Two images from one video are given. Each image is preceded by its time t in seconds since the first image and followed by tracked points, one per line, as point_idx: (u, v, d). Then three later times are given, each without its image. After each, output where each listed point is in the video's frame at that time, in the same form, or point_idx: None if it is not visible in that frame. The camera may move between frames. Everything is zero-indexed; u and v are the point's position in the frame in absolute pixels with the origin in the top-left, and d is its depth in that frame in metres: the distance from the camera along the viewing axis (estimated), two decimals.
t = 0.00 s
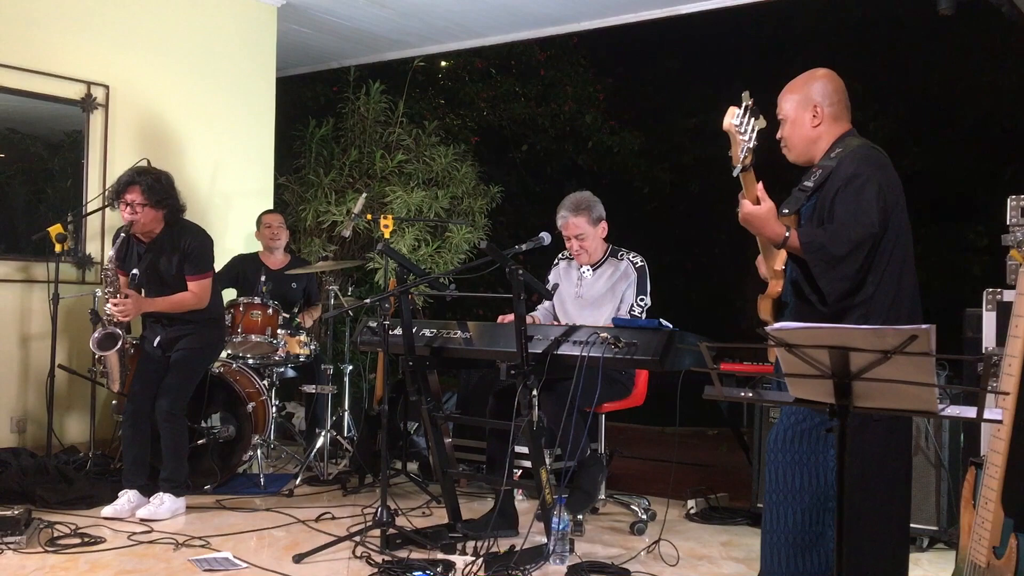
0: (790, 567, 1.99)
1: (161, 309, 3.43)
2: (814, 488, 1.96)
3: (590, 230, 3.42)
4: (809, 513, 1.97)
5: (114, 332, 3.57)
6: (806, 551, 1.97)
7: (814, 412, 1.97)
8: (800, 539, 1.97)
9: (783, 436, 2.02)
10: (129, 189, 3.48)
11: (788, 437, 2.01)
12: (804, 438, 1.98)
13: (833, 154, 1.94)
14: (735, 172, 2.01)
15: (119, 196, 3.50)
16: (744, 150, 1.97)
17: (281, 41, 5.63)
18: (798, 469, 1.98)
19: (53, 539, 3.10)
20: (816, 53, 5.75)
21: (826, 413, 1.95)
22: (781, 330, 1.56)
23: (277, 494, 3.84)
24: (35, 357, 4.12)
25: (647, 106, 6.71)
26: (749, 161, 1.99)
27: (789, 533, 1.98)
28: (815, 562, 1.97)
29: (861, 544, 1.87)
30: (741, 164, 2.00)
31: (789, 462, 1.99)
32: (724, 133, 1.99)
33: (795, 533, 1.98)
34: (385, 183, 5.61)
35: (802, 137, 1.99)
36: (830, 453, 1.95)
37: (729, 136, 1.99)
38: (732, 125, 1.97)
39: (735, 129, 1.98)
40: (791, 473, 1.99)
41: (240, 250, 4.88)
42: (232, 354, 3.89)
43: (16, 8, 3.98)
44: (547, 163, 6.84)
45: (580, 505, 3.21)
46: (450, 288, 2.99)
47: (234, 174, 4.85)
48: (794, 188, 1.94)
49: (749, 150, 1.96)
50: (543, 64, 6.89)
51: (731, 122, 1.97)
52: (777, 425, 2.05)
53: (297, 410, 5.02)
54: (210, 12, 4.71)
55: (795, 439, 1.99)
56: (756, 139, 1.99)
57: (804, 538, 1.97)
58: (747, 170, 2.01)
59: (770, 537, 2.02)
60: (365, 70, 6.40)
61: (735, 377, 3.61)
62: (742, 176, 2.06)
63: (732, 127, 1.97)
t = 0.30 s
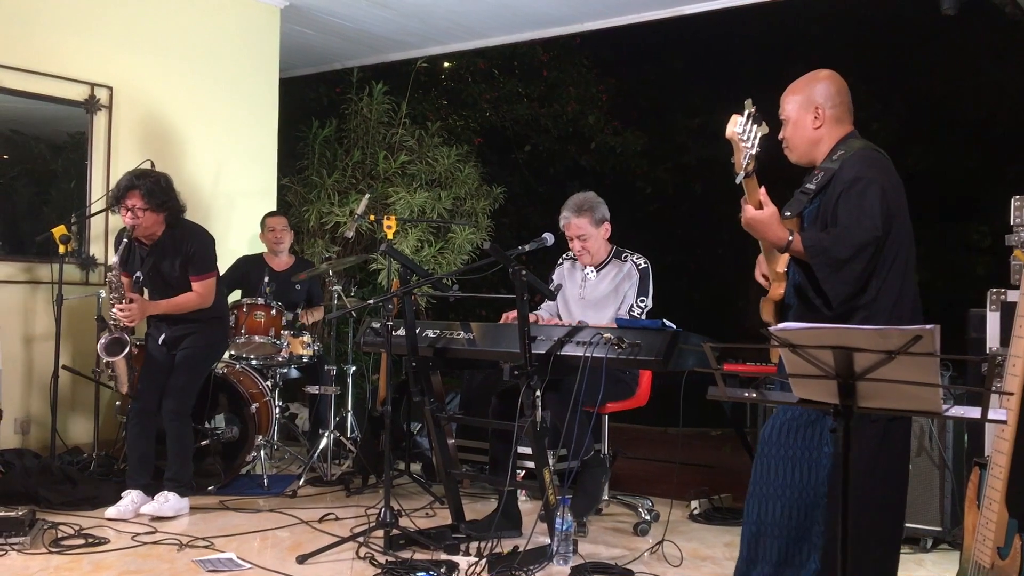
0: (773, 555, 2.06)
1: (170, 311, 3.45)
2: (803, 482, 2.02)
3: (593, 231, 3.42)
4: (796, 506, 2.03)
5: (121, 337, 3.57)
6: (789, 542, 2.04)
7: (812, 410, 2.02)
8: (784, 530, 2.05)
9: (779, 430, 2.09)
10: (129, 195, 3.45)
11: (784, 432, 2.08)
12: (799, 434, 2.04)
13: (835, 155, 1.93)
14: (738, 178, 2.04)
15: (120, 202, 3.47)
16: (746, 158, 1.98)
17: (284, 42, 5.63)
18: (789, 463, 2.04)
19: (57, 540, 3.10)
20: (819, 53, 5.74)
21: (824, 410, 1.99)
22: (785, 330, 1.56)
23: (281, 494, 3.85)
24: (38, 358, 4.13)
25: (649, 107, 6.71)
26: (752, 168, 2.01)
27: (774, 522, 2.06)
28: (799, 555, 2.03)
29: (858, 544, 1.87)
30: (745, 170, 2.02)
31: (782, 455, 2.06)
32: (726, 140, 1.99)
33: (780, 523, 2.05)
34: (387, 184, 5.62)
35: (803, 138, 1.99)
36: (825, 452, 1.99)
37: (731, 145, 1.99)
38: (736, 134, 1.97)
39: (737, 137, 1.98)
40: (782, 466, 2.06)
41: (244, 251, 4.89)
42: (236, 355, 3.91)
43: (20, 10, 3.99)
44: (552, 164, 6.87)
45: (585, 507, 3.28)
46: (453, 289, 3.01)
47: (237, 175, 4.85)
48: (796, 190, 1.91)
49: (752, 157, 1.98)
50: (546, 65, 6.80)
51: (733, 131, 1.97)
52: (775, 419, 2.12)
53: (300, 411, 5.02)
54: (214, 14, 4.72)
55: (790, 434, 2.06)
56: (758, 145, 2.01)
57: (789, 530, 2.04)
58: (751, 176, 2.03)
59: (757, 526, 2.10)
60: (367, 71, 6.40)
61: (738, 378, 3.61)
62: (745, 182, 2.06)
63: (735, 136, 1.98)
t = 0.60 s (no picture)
0: (767, 565, 2.00)
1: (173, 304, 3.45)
2: (799, 489, 1.97)
3: (595, 231, 3.43)
4: (791, 515, 1.98)
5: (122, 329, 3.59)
6: (785, 551, 1.99)
7: (811, 416, 1.97)
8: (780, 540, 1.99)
9: (775, 437, 2.02)
10: (134, 187, 3.49)
11: (779, 439, 2.01)
12: (797, 439, 1.99)
13: (832, 160, 1.92)
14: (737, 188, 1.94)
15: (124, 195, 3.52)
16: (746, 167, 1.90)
17: (285, 43, 5.64)
18: (784, 469, 1.99)
19: (58, 542, 3.11)
20: (820, 53, 5.73)
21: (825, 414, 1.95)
22: (786, 330, 1.56)
23: (282, 495, 3.85)
24: (39, 360, 4.13)
25: (650, 107, 6.72)
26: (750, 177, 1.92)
27: (768, 531, 2.00)
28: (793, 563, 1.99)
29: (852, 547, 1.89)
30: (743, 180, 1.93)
31: (778, 462, 2.00)
32: (724, 149, 1.92)
33: (775, 532, 1.99)
34: (388, 185, 5.62)
35: (799, 142, 1.98)
36: (823, 457, 1.96)
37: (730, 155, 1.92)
38: (733, 143, 1.90)
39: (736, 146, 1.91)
40: (778, 473, 2.00)
41: (246, 252, 4.88)
42: (237, 356, 3.91)
43: (20, 12, 3.99)
44: (553, 164, 6.89)
45: (586, 507, 3.29)
46: (453, 290, 3.02)
47: (238, 175, 4.85)
48: (793, 197, 1.91)
49: (750, 167, 1.88)
50: (546, 65, 6.80)
51: (731, 140, 1.90)
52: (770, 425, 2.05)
53: (302, 411, 5.03)
54: (214, 15, 4.72)
55: (787, 440, 2.00)
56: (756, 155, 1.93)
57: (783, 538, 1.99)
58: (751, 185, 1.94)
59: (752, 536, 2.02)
60: (367, 72, 6.40)
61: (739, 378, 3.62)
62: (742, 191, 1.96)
63: (734, 145, 1.90)
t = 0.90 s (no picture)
0: None
1: (173, 257, 3.39)
2: (807, 495, 1.94)
3: (597, 230, 3.43)
4: (803, 522, 1.94)
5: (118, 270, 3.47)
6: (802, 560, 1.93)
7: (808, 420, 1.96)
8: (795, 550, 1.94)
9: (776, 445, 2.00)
10: (155, 140, 3.51)
11: (781, 446, 1.99)
12: (798, 445, 1.97)
13: (817, 158, 1.92)
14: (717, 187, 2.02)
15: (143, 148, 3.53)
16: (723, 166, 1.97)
17: (285, 42, 5.64)
18: (789, 476, 1.97)
19: (58, 540, 3.10)
20: (818, 53, 5.73)
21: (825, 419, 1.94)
22: (785, 329, 1.56)
23: (281, 494, 3.85)
24: (38, 359, 4.13)
25: (649, 106, 6.72)
26: (730, 176, 1.99)
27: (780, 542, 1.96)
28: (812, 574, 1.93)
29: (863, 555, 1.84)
30: (722, 179, 2.00)
31: (782, 470, 1.98)
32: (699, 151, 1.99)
33: (788, 543, 1.95)
34: (387, 183, 5.62)
35: (782, 144, 1.99)
36: (827, 460, 1.94)
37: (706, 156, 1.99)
38: (709, 144, 1.97)
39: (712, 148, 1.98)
40: (783, 481, 1.97)
41: (246, 251, 4.86)
42: (236, 355, 3.91)
43: (19, 11, 3.99)
44: (553, 163, 6.90)
45: (583, 506, 3.26)
46: (453, 288, 3.01)
47: (237, 174, 4.84)
48: (779, 194, 1.93)
49: (726, 166, 1.97)
50: (547, 63, 6.87)
51: (705, 142, 1.98)
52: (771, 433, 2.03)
53: (301, 410, 5.02)
54: (213, 14, 4.72)
55: (789, 446, 1.98)
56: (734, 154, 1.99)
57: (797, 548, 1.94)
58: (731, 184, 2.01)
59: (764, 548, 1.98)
60: (367, 71, 6.39)
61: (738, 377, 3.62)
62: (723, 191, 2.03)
63: (709, 147, 1.97)
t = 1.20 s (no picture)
0: None
1: (172, 239, 3.35)
2: (810, 504, 1.88)
3: (594, 228, 3.43)
4: (811, 531, 1.88)
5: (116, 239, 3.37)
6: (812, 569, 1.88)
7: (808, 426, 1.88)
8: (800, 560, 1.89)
9: (777, 451, 1.95)
10: (172, 133, 3.57)
11: (783, 453, 1.93)
12: (799, 451, 1.90)
13: (798, 158, 1.90)
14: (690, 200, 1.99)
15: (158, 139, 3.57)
16: (689, 173, 1.96)
17: (283, 39, 5.63)
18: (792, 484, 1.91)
19: (54, 538, 3.10)
20: (816, 51, 5.73)
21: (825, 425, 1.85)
22: (783, 326, 1.56)
23: (279, 492, 3.84)
24: (35, 356, 4.12)
25: (648, 103, 6.72)
26: (700, 184, 1.96)
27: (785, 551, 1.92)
28: None
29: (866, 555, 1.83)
30: (692, 189, 1.97)
31: (785, 477, 1.92)
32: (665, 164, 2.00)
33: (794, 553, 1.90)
34: (386, 180, 5.62)
35: (759, 147, 1.97)
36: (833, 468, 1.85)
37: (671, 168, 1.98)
38: (673, 154, 1.97)
39: (676, 157, 1.98)
40: (786, 488, 1.92)
41: (243, 248, 4.87)
42: (233, 352, 3.89)
43: (16, 7, 3.98)
44: (552, 160, 6.89)
45: (581, 502, 3.25)
46: (450, 286, 3.03)
47: (235, 171, 4.83)
48: (762, 198, 1.88)
49: (693, 175, 1.95)
50: (545, 61, 6.90)
51: (669, 152, 1.98)
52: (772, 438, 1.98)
53: (299, 408, 5.02)
54: (210, 10, 4.71)
55: (790, 452, 1.92)
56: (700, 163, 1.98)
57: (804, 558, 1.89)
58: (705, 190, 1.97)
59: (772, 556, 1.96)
60: (366, 68, 6.39)
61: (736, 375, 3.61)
62: (696, 200, 1.97)
63: (673, 156, 1.97)
